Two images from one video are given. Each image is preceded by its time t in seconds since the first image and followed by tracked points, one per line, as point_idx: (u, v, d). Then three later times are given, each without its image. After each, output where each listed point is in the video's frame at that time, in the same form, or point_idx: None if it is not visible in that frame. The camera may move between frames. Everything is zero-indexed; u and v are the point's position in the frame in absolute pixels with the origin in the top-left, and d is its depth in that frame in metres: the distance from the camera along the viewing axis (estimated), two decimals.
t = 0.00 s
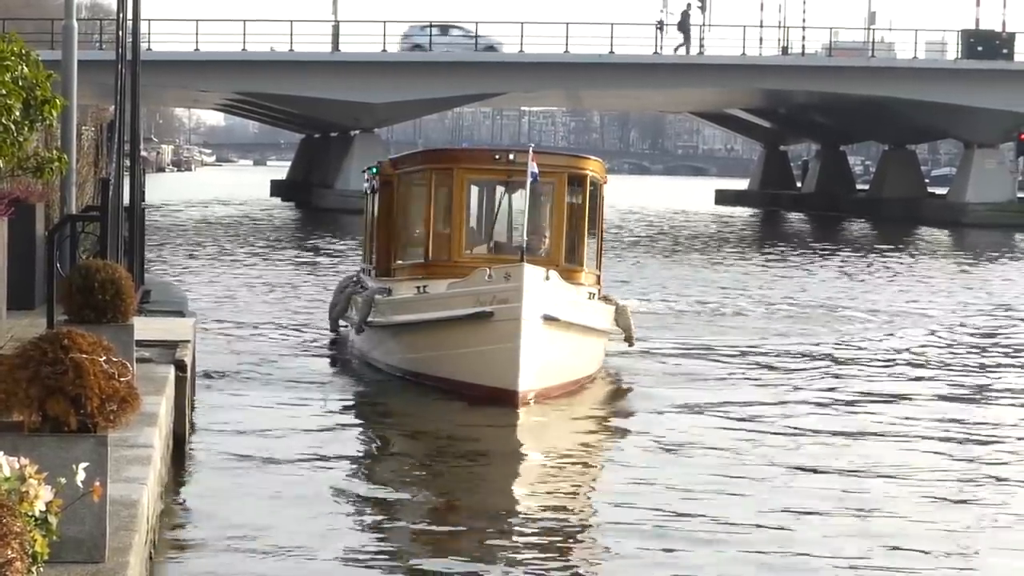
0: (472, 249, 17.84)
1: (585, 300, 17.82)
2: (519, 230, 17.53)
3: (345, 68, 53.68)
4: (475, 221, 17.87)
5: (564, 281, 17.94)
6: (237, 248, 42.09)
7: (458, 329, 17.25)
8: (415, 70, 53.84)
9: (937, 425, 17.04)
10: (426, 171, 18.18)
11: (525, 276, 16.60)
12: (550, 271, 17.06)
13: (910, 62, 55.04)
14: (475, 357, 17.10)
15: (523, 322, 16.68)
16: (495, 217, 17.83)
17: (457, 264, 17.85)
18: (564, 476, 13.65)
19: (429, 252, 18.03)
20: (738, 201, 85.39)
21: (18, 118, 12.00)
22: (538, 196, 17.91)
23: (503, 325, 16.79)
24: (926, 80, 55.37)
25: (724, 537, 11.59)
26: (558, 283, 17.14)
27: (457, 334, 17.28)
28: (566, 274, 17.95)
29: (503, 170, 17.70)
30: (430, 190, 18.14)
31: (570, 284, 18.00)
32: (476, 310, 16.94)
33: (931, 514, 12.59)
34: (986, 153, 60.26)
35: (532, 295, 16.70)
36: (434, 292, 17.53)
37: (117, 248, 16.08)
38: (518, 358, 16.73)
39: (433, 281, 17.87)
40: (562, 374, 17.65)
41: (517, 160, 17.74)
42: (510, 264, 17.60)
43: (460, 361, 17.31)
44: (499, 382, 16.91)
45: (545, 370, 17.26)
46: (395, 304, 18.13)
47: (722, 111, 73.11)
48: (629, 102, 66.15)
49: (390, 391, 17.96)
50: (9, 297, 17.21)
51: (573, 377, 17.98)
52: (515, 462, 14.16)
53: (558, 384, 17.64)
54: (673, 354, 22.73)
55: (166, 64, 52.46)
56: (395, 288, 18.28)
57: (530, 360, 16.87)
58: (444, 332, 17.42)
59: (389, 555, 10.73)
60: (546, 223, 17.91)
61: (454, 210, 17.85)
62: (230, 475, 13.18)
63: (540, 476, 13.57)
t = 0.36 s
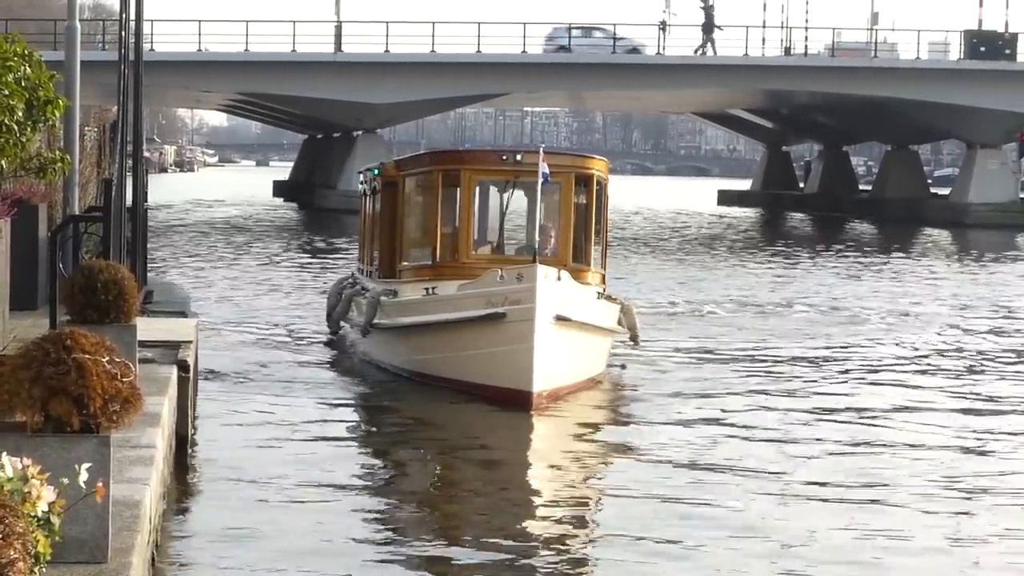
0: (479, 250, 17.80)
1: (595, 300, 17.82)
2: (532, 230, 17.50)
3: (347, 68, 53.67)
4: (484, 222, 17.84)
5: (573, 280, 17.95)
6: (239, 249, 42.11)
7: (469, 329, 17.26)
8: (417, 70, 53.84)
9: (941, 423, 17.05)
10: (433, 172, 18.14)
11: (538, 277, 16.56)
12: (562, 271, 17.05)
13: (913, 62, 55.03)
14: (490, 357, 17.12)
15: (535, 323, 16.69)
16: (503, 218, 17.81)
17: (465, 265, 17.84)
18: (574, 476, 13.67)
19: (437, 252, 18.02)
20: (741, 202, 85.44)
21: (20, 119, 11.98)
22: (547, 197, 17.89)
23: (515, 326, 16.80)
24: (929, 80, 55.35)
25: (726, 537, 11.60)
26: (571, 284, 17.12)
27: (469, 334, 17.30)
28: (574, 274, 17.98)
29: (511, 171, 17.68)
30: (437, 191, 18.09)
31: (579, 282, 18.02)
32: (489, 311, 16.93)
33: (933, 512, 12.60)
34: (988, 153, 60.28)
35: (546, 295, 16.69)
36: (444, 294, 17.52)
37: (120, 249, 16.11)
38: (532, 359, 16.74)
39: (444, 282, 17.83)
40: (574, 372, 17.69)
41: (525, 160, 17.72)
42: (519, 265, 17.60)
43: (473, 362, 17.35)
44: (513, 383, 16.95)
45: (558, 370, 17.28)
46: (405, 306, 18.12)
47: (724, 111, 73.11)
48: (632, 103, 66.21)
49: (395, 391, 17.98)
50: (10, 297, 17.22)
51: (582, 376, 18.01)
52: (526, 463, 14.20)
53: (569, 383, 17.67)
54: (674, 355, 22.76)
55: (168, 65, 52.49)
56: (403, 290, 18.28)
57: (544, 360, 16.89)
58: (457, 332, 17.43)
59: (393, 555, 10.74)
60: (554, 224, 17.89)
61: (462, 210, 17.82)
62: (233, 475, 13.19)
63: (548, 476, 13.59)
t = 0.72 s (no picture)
0: (485, 251, 17.77)
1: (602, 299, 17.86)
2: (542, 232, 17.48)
3: (347, 68, 53.64)
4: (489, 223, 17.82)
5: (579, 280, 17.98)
6: (239, 249, 42.11)
7: (478, 330, 17.26)
8: (417, 71, 53.84)
9: (940, 423, 17.07)
10: (438, 173, 18.10)
11: (547, 278, 16.60)
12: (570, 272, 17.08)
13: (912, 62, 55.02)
14: (499, 358, 17.14)
15: (545, 324, 16.72)
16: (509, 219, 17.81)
17: (471, 266, 17.77)
18: (579, 476, 13.69)
19: (443, 253, 17.97)
20: (740, 202, 85.44)
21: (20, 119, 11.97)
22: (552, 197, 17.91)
23: (524, 327, 16.83)
24: (929, 81, 55.34)
25: (725, 536, 11.61)
26: (579, 284, 17.16)
27: (477, 335, 17.30)
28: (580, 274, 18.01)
29: (516, 172, 17.69)
30: (442, 192, 18.05)
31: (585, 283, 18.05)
32: (498, 312, 16.94)
33: (933, 513, 12.61)
34: (988, 153, 60.31)
35: (555, 296, 16.72)
36: (451, 295, 17.51)
37: (121, 249, 16.13)
38: (543, 360, 16.77)
39: (449, 284, 17.82)
40: (582, 372, 17.72)
41: (530, 161, 17.73)
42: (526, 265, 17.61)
43: (481, 363, 17.35)
44: (523, 384, 16.97)
45: (567, 370, 17.32)
46: (412, 306, 18.10)
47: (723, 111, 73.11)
48: (631, 103, 66.22)
49: (396, 391, 17.98)
50: (10, 297, 17.21)
51: (589, 376, 18.05)
52: (533, 463, 14.21)
53: (578, 383, 17.71)
54: (674, 354, 22.77)
55: (168, 65, 52.50)
56: (408, 291, 18.26)
57: (554, 361, 16.92)
58: (464, 333, 17.43)
59: (393, 555, 10.75)
60: (560, 224, 17.92)
61: (468, 211, 17.78)
62: (233, 476, 13.19)
63: (550, 477, 13.61)
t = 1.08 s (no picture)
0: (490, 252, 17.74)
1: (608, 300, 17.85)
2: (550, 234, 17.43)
3: (347, 68, 53.60)
4: (495, 224, 17.79)
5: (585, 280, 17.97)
6: (240, 248, 42.12)
7: (485, 330, 17.26)
8: (417, 71, 53.84)
9: (941, 424, 17.07)
10: (442, 173, 18.04)
11: (556, 279, 16.59)
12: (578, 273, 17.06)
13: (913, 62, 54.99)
14: (506, 359, 17.15)
15: (555, 325, 16.72)
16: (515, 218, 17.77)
17: (476, 266, 17.76)
18: (587, 475, 13.70)
19: (447, 254, 17.93)
20: (740, 202, 85.45)
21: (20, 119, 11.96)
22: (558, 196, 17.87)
23: (534, 327, 16.82)
24: (930, 81, 55.35)
25: (726, 535, 11.61)
26: (587, 284, 17.14)
27: (484, 336, 17.30)
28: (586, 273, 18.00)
29: (521, 172, 17.64)
30: (447, 191, 17.99)
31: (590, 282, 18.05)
32: (506, 313, 16.93)
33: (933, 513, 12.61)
34: (988, 153, 60.26)
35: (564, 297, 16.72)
36: (457, 296, 17.49)
37: (120, 249, 16.13)
38: (552, 361, 16.78)
39: (454, 284, 17.78)
40: (589, 372, 17.72)
41: (536, 161, 17.69)
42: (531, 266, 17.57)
43: (489, 364, 17.36)
44: (532, 385, 16.98)
45: (576, 371, 17.33)
46: (417, 307, 18.09)
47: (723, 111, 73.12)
48: (631, 103, 66.24)
49: (397, 392, 17.98)
50: (10, 297, 17.21)
51: (596, 377, 18.05)
52: (542, 463, 14.22)
53: (586, 384, 17.72)
54: (675, 355, 22.76)
55: (168, 64, 52.50)
56: (412, 291, 18.23)
57: (562, 361, 16.93)
58: (470, 334, 17.42)
59: (393, 555, 10.76)
60: (566, 224, 17.89)
61: (472, 211, 17.73)
62: (233, 475, 13.18)
63: (552, 476, 13.62)
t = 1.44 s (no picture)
0: (496, 252, 17.71)
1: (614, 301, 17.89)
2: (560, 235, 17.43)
3: (346, 68, 53.60)
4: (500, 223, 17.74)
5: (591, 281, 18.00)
6: (239, 248, 42.13)
7: (492, 330, 17.24)
8: (417, 70, 53.82)
9: (943, 424, 17.07)
10: (448, 173, 18.00)
11: (565, 280, 16.61)
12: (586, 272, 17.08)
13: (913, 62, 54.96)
14: (514, 359, 17.17)
15: (562, 325, 16.75)
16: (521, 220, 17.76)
17: (481, 267, 17.71)
18: (594, 476, 13.73)
19: (452, 254, 17.88)
20: (740, 202, 85.45)
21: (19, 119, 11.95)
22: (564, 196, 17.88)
23: (542, 327, 16.83)
24: (930, 82, 55.35)
25: (724, 535, 11.61)
26: (594, 285, 17.17)
27: (490, 335, 17.30)
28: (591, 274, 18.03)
29: (526, 172, 17.64)
30: (452, 192, 17.95)
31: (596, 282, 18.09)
32: (513, 313, 16.94)
33: (935, 513, 12.62)
34: (988, 153, 60.25)
35: (571, 296, 16.74)
36: (464, 295, 17.47)
37: (120, 250, 16.12)
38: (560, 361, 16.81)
39: (460, 285, 17.72)
40: (595, 374, 17.75)
41: (541, 161, 17.69)
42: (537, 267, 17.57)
43: (496, 363, 17.37)
44: (539, 385, 17.01)
45: (583, 371, 17.36)
46: (421, 307, 18.09)
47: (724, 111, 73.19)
48: (632, 103, 66.26)
49: (397, 393, 17.99)
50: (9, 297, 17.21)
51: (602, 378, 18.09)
52: (548, 463, 14.26)
53: (592, 385, 17.75)
54: (674, 356, 22.76)
55: (169, 63, 52.51)
56: (416, 291, 18.19)
57: (568, 361, 16.96)
58: (476, 333, 17.40)
59: (393, 554, 10.77)
60: (572, 225, 17.90)
61: (478, 212, 17.68)
62: (233, 475, 13.18)
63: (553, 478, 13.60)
